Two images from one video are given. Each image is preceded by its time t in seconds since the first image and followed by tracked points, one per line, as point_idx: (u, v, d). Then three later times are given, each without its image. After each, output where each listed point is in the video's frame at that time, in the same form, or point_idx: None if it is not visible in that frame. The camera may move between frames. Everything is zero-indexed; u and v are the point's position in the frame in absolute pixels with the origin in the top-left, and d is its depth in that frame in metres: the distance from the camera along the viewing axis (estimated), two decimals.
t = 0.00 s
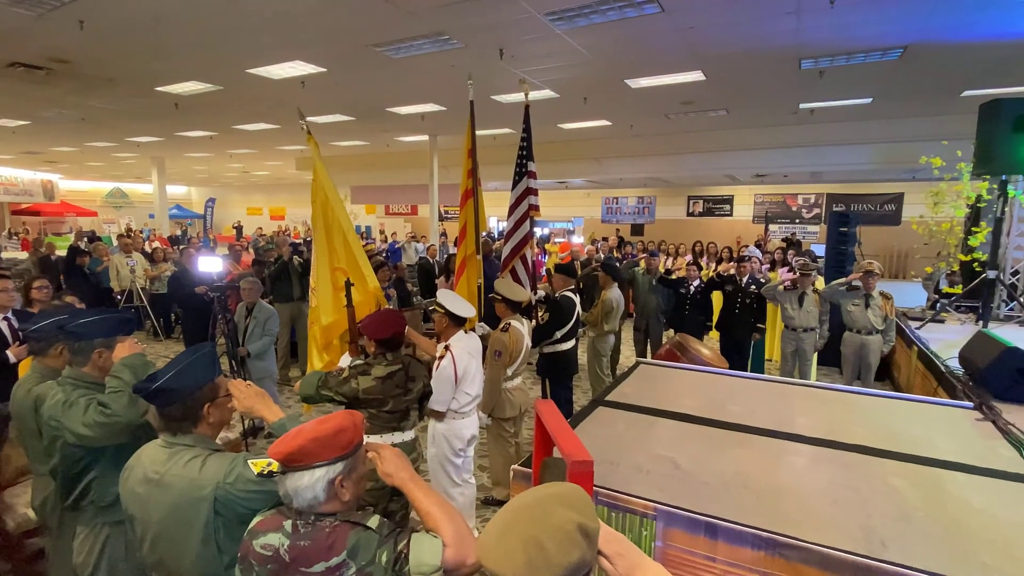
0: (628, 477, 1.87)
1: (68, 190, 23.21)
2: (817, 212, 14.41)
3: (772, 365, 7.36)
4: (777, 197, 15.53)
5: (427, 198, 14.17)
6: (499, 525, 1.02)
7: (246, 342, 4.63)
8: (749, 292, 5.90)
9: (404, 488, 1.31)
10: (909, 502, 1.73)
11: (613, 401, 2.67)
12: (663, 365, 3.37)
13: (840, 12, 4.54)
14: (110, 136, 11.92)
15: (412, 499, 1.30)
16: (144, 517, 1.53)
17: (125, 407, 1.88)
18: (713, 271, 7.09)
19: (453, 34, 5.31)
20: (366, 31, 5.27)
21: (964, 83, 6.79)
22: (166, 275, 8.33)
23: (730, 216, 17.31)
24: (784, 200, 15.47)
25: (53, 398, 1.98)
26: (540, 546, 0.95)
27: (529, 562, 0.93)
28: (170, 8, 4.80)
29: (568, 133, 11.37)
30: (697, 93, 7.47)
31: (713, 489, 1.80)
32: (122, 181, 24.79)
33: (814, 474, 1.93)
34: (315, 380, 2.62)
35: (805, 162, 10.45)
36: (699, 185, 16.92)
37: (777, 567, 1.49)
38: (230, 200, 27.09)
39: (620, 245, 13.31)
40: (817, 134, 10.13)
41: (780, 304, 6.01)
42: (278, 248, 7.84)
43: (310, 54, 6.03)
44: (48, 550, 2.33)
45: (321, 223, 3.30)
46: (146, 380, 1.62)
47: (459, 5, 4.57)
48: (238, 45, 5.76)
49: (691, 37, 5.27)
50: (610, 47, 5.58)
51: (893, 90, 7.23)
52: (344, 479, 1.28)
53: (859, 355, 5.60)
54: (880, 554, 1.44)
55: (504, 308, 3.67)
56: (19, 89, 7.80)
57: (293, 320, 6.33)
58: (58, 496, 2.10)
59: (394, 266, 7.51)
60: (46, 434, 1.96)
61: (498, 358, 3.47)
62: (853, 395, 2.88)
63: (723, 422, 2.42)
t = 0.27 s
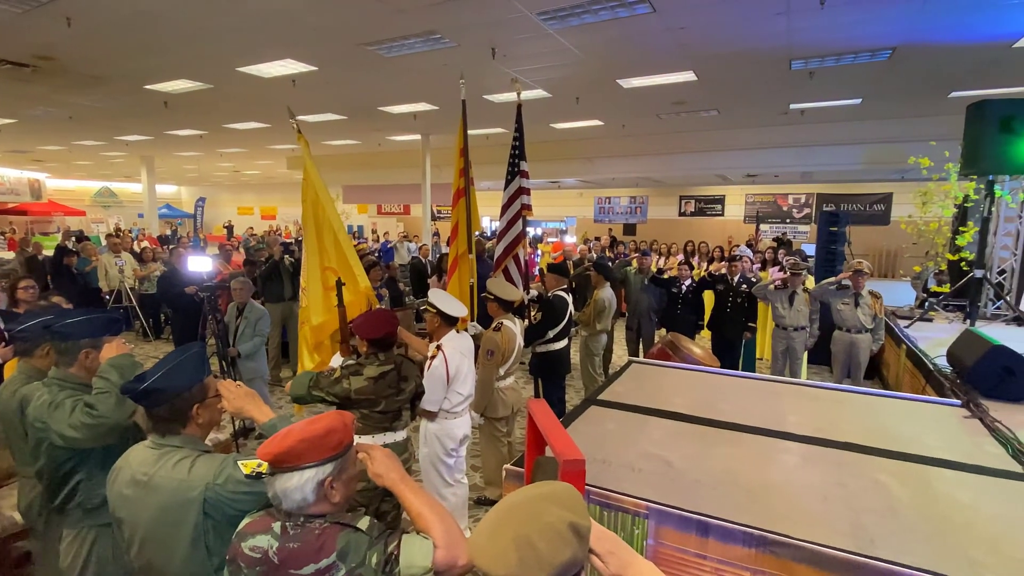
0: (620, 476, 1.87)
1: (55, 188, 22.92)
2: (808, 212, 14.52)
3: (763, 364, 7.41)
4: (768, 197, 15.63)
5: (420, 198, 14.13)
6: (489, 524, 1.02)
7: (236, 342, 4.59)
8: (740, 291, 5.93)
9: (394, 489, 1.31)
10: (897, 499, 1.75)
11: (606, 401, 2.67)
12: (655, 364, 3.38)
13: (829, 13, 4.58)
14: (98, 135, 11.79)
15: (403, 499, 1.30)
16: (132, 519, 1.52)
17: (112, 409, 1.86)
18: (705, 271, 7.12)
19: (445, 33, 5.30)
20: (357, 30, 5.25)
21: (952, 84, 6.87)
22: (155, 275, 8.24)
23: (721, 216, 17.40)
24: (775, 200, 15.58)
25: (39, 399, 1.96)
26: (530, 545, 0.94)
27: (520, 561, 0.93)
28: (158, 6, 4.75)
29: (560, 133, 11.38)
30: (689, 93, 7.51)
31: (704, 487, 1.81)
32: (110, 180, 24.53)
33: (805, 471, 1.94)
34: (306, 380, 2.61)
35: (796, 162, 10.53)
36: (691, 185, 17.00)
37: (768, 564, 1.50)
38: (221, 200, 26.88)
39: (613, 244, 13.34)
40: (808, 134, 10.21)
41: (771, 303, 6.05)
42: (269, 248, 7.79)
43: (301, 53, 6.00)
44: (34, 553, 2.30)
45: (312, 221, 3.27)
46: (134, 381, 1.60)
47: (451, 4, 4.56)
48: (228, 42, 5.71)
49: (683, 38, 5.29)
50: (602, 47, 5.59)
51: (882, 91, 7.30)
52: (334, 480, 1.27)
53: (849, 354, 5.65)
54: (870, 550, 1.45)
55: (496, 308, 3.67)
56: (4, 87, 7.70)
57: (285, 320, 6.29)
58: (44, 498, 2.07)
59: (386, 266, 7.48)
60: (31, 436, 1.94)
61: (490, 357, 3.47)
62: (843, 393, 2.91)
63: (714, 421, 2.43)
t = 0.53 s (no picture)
0: (613, 474, 1.87)
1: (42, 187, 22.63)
2: (798, 212, 14.62)
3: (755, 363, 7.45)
4: (759, 197, 15.72)
5: (412, 198, 14.10)
6: (481, 522, 1.01)
7: (227, 342, 4.55)
8: (732, 290, 5.97)
9: (385, 489, 1.30)
10: (887, 496, 1.76)
11: (599, 399, 2.68)
12: (648, 363, 3.39)
13: (819, 14, 4.61)
14: (86, 134, 11.66)
15: (393, 499, 1.29)
16: (120, 521, 1.50)
17: (100, 409, 1.84)
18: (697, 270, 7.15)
19: (437, 32, 5.28)
20: (349, 28, 5.23)
21: (940, 85, 6.94)
22: (144, 275, 8.16)
23: (713, 216, 17.49)
24: (766, 200, 15.67)
25: (25, 400, 1.93)
26: (521, 542, 0.94)
27: (511, 559, 0.93)
28: (147, 3, 4.71)
29: (553, 133, 11.39)
30: (680, 93, 7.54)
31: (696, 485, 1.82)
32: (99, 180, 24.27)
33: (796, 469, 1.95)
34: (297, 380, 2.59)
35: (787, 162, 10.61)
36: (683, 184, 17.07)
37: (759, 561, 1.51)
38: (211, 199, 26.68)
39: (606, 244, 13.37)
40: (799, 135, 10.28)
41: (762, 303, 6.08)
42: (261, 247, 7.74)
43: (292, 51, 5.96)
44: (20, 556, 2.27)
45: (302, 221, 3.26)
46: (122, 381, 1.59)
47: (443, 3, 4.55)
48: (218, 40, 5.67)
49: (675, 38, 5.30)
50: (594, 47, 5.59)
51: (871, 91, 7.37)
52: (324, 481, 1.26)
53: (839, 352, 5.69)
54: (861, 547, 1.46)
55: (489, 307, 3.66)
56: None
57: (276, 320, 6.25)
58: (31, 500, 2.05)
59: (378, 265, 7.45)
60: (17, 437, 1.91)
61: (483, 357, 3.46)
62: (834, 392, 2.93)
63: (706, 419, 2.44)
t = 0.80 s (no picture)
0: (603, 473, 1.87)
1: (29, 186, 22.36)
2: (789, 212, 14.72)
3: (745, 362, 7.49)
4: (751, 196, 15.81)
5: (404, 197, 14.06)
6: (467, 521, 1.01)
7: (215, 342, 4.51)
8: (723, 289, 6.00)
9: (371, 489, 1.30)
10: (875, 493, 1.77)
11: (590, 398, 2.68)
12: (639, 362, 3.39)
13: (808, 15, 4.65)
14: (74, 132, 11.53)
15: (379, 498, 1.28)
16: (103, 523, 1.48)
17: (82, 410, 1.82)
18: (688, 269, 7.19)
19: (429, 30, 5.27)
20: (340, 27, 5.20)
21: (928, 85, 7.01)
22: (133, 275, 8.08)
23: (705, 216, 17.58)
24: (757, 200, 15.77)
25: (6, 400, 1.91)
26: (507, 541, 0.94)
27: (497, 557, 0.92)
28: None
29: (545, 132, 11.40)
30: (672, 93, 7.57)
31: (686, 484, 1.82)
32: (88, 179, 24.02)
33: (785, 467, 1.96)
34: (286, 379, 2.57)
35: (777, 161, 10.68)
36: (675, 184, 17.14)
37: (748, 559, 1.51)
38: (201, 198, 26.49)
39: (598, 243, 13.40)
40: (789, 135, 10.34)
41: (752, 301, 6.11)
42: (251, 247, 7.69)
43: (283, 49, 5.92)
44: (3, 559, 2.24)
45: (290, 218, 3.24)
46: (104, 381, 1.57)
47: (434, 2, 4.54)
48: (208, 38, 5.62)
49: (665, 38, 5.32)
50: (586, 46, 5.60)
51: (861, 92, 7.43)
52: (309, 481, 1.25)
53: (828, 351, 5.73)
54: (849, 544, 1.47)
55: (480, 306, 3.66)
56: None
57: (266, 320, 6.21)
58: (13, 503, 2.02)
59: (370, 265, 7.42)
60: None
61: (474, 356, 3.46)
62: (823, 390, 2.94)
63: (696, 418, 2.45)
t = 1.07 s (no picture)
0: (593, 472, 1.87)
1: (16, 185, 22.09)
2: (780, 212, 14.81)
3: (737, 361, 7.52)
4: (742, 196, 15.89)
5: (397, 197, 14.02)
6: (454, 519, 0.99)
7: (204, 342, 4.47)
8: (714, 288, 6.03)
9: (357, 488, 1.29)
10: (864, 490, 1.78)
11: (582, 397, 2.68)
12: (631, 361, 3.40)
13: (798, 15, 4.68)
14: (62, 130, 11.40)
15: (366, 496, 1.27)
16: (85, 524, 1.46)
17: (64, 410, 1.80)
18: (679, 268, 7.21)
19: (420, 29, 5.25)
20: (331, 24, 5.17)
21: (917, 86, 7.07)
22: (122, 275, 8.00)
23: (697, 216, 17.64)
24: (748, 199, 15.85)
25: None
26: (494, 538, 0.92)
27: (483, 555, 0.91)
28: None
29: (538, 132, 11.40)
30: (663, 93, 7.59)
31: (677, 482, 1.82)
32: (76, 178, 23.77)
33: (775, 465, 1.97)
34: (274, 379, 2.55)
35: (768, 161, 10.75)
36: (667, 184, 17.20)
37: (738, 556, 1.52)
38: (192, 198, 26.29)
39: (590, 243, 13.42)
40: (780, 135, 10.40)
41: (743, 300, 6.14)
42: (242, 246, 7.64)
43: (273, 47, 5.88)
44: None
45: (278, 218, 3.21)
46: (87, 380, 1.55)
47: None
48: (197, 35, 5.57)
49: (656, 37, 5.33)
50: (577, 46, 5.60)
51: (850, 92, 7.49)
52: (294, 479, 1.24)
53: (819, 349, 5.77)
54: (838, 541, 1.48)
55: (472, 305, 3.65)
56: None
57: (256, 320, 6.16)
58: None
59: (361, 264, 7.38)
60: None
61: (465, 355, 3.45)
62: (813, 388, 2.95)
63: (687, 416, 2.45)
